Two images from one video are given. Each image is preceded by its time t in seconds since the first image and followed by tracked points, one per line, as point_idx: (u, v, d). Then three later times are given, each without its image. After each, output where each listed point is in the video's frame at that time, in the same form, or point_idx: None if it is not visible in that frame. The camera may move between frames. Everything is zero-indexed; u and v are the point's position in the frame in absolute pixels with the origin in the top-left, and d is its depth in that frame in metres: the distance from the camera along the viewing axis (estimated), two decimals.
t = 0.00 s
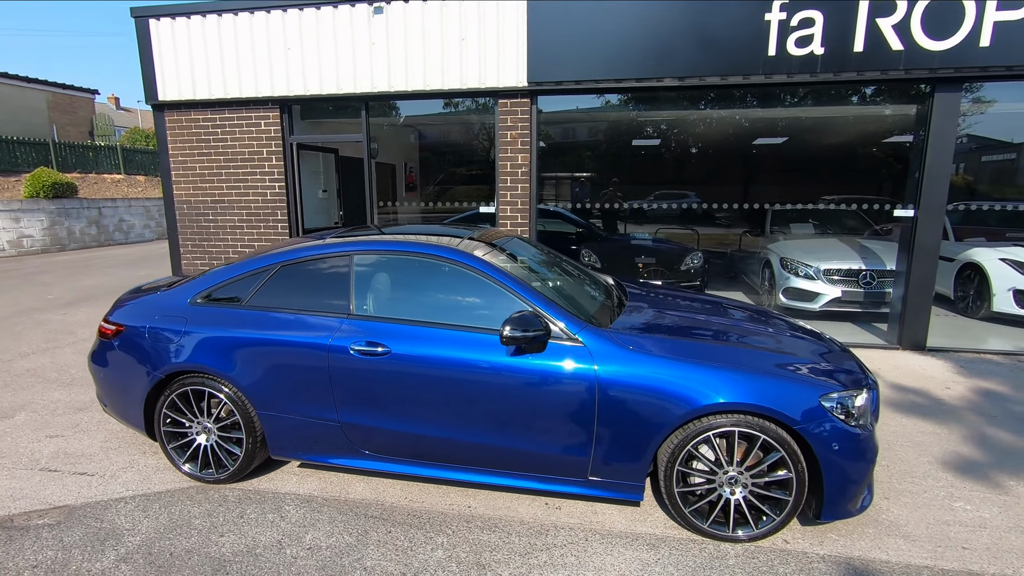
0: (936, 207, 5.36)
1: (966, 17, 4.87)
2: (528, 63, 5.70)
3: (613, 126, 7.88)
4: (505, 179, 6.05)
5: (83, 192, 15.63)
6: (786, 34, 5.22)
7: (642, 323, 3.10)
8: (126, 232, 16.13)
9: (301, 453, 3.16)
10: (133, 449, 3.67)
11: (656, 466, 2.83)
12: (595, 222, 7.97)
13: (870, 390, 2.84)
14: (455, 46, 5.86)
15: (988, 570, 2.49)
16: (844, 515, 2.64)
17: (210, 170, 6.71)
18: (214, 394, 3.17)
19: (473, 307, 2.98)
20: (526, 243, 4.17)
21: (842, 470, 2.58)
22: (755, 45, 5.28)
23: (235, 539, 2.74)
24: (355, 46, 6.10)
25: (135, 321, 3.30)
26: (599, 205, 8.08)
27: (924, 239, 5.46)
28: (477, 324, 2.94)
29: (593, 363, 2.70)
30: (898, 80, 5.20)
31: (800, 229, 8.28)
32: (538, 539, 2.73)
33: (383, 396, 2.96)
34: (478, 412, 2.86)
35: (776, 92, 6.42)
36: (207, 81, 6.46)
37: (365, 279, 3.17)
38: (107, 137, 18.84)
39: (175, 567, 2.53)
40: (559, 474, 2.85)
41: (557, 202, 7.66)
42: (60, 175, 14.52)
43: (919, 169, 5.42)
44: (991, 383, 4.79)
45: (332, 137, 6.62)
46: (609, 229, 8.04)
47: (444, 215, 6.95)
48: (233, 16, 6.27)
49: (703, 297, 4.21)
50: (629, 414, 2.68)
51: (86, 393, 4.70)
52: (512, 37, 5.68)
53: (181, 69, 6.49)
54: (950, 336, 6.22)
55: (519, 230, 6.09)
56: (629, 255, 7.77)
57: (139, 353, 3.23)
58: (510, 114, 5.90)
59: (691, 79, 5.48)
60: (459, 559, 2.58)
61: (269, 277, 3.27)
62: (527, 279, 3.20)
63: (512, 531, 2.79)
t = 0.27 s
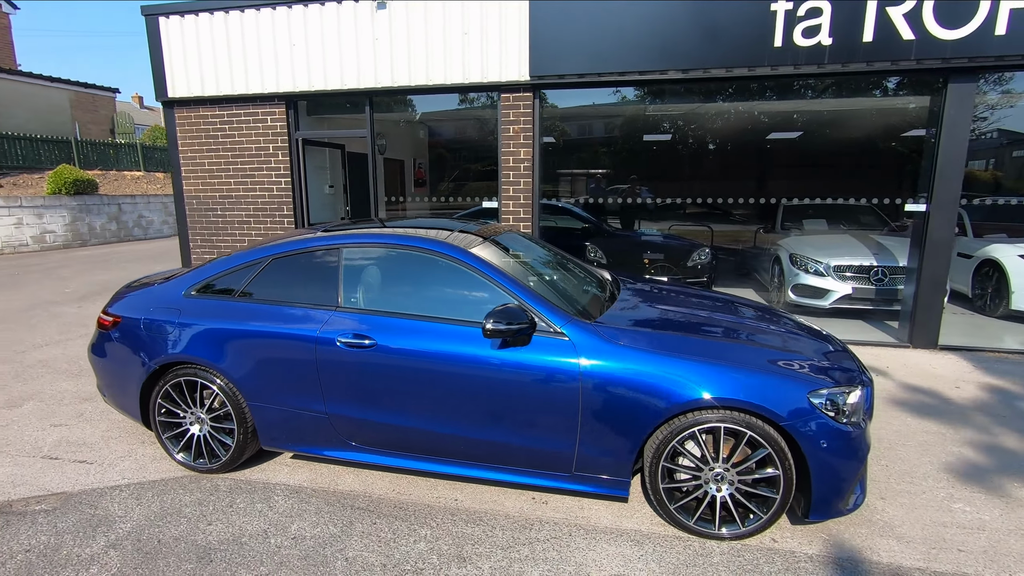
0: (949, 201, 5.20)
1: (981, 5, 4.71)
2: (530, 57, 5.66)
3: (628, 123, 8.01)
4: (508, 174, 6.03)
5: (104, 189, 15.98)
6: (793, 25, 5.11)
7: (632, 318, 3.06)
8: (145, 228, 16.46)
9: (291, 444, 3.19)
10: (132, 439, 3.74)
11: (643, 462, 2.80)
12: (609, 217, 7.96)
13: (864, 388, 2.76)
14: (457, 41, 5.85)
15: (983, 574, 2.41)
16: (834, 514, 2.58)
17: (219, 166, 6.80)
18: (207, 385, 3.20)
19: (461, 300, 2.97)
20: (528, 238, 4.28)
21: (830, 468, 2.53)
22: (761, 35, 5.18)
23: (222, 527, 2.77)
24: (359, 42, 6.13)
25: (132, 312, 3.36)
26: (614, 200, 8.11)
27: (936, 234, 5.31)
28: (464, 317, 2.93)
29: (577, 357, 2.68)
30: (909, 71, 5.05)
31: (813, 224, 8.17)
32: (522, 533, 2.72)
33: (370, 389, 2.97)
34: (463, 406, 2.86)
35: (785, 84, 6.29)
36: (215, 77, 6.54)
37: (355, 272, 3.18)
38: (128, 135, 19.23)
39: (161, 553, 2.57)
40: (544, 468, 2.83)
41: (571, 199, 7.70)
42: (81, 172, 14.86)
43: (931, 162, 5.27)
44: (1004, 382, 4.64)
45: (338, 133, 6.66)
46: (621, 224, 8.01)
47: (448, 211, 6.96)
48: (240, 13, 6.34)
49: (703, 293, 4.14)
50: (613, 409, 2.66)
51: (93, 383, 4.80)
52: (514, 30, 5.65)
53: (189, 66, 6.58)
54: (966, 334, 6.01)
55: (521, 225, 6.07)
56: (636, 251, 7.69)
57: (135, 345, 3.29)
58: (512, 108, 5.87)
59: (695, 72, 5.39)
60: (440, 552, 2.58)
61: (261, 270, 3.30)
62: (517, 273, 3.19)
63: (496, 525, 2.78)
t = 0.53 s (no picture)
0: (962, 198, 5.03)
1: None
2: (532, 52, 5.61)
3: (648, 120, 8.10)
4: (510, 171, 6.00)
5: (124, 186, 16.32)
6: (799, 17, 4.99)
7: (619, 317, 3.02)
8: (164, 225, 16.79)
9: (279, 439, 3.21)
10: (130, 432, 3.81)
11: (626, 462, 2.76)
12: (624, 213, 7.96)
13: (856, 391, 2.69)
14: (459, 37, 5.83)
15: None
16: (821, 520, 2.52)
17: (227, 163, 6.89)
18: (198, 380, 3.24)
19: (445, 298, 2.96)
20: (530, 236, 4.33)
21: (815, 472, 2.47)
22: (766, 29, 5.07)
23: (208, 521, 2.81)
24: (362, 40, 6.15)
25: (128, 307, 3.43)
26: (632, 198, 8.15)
27: (948, 232, 5.14)
28: (449, 314, 2.91)
29: (558, 356, 2.66)
30: (921, 64, 4.90)
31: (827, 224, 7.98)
32: (503, 532, 2.70)
33: (355, 385, 2.98)
34: (446, 403, 2.85)
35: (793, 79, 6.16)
36: (222, 76, 6.61)
37: (343, 269, 3.19)
38: (148, 134, 19.60)
39: (147, 545, 2.61)
40: (527, 468, 2.81)
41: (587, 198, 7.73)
42: (102, 169, 15.20)
43: (944, 157, 5.11)
44: (1016, 385, 4.49)
45: (343, 130, 6.72)
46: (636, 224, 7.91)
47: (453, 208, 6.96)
48: (246, 12, 6.40)
49: (702, 292, 4.07)
50: (595, 409, 2.62)
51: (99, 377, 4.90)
52: (516, 26, 5.62)
53: (198, 64, 6.66)
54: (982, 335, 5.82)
55: (523, 222, 6.04)
56: (642, 249, 7.53)
57: (130, 339, 3.34)
58: (515, 105, 5.84)
59: (699, 67, 5.31)
60: (419, 549, 2.58)
61: (251, 266, 3.33)
62: (504, 269, 3.17)
63: (478, 524, 2.77)
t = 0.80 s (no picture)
0: (985, 197, 4.84)
1: None
2: (540, 49, 5.57)
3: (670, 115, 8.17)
4: (518, 169, 5.97)
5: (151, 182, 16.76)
6: (814, 11, 4.85)
7: (612, 318, 2.98)
8: (189, 220, 17.20)
9: (274, 434, 3.26)
10: (138, 424, 3.91)
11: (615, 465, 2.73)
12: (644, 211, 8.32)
13: (853, 397, 2.60)
14: (468, 34, 5.81)
15: None
16: (812, 528, 2.45)
17: (241, 161, 7.01)
18: (198, 374, 3.30)
19: (436, 297, 2.97)
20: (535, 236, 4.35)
21: (806, 480, 2.40)
22: (779, 22, 4.94)
23: (202, 513, 2.86)
24: (372, 37, 6.17)
25: (133, 303, 3.52)
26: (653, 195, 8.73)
27: (970, 233, 4.95)
28: (439, 314, 2.92)
29: (545, 357, 2.63)
30: (942, 57, 4.72)
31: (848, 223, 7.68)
32: (489, 532, 2.70)
33: (347, 382, 3.01)
34: (434, 402, 2.86)
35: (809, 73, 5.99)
36: (237, 75, 6.72)
37: (338, 268, 3.21)
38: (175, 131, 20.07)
39: (141, 535, 2.68)
40: (515, 468, 2.80)
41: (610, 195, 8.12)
42: (130, 166, 15.61)
43: (966, 155, 4.92)
44: None
45: (355, 127, 6.77)
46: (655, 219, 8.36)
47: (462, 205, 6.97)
48: (260, 11, 6.48)
49: (707, 293, 3.99)
50: (581, 410, 2.60)
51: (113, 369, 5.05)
52: (524, 22, 5.58)
53: (213, 63, 6.78)
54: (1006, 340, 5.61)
55: (531, 220, 6.02)
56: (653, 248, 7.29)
57: (134, 334, 3.43)
58: (523, 102, 5.80)
59: (710, 62, 5.20)
60: (404, 547, 2.59)
61: (250, 264, 3.39)
62: (499, 268, 3.16)
63: (465, 523, 2.77)
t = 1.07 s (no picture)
0: (1006, 192, 4.65)
1: None
2: (546, 44, 5.53)
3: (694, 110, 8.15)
4: (524, 165, 5.95)
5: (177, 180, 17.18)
6: (825, 1, 4.73)
7: (602, 314, 2.95)
8: (213, 217, 17.60)
9: (269, 427, 3.31)
10: (145, 414, 4.02)
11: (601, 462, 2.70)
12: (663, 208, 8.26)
13: (846, 398, 2.53)
14: (474, 30, 5.80)
15: None
16: (799, 531, 2.40)
17: (255, 158, 7.14)
18: (197, 367, 3.37)
19: (426, 292, 2.97)
20: (539, 236, 4.42)
21: (792, 481, 2.35)
22: (789, 14, 4.82)
23: (197, 501, 2.93)
24: (380, 35, 6.21)
25: (137, 297, 3.61)
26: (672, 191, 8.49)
27: (990, 229, 4.77)
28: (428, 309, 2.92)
29: (530, 353, 2.61)
30: (961, 47, 4.55)
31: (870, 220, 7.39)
32: (474, 527, 2.70)
33: (337, 376, 3.03)
34: (422, 397, 2.86)
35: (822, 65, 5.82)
36: (250, 74, 6.83)
37: (331, 263, 3.24)
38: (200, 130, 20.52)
39: (137, 522, 2.76)
40: (501, 465, 2.79)
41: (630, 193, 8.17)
42: (157, 164, 16.04)
43: (986, 148, 4.73)
44: None
45: (364, 125, 6.77)
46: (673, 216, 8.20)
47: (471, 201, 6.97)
48: (272, 11, 6.58)
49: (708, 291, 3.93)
50: (566, 407, 2.57)
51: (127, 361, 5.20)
52: (530, 18, 5.54)
53: (228, 62, 6.90)
54: None
55: (537, 217, 6.00)
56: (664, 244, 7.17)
57: (137, 327, 3.52)
58: (529, 98, 5.78)
59: (718, 56, 5.11)
60: (389, 540, 2.61)
61: (247, 259, 3.44)
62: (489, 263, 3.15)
63: (451, 517, 2.78)
